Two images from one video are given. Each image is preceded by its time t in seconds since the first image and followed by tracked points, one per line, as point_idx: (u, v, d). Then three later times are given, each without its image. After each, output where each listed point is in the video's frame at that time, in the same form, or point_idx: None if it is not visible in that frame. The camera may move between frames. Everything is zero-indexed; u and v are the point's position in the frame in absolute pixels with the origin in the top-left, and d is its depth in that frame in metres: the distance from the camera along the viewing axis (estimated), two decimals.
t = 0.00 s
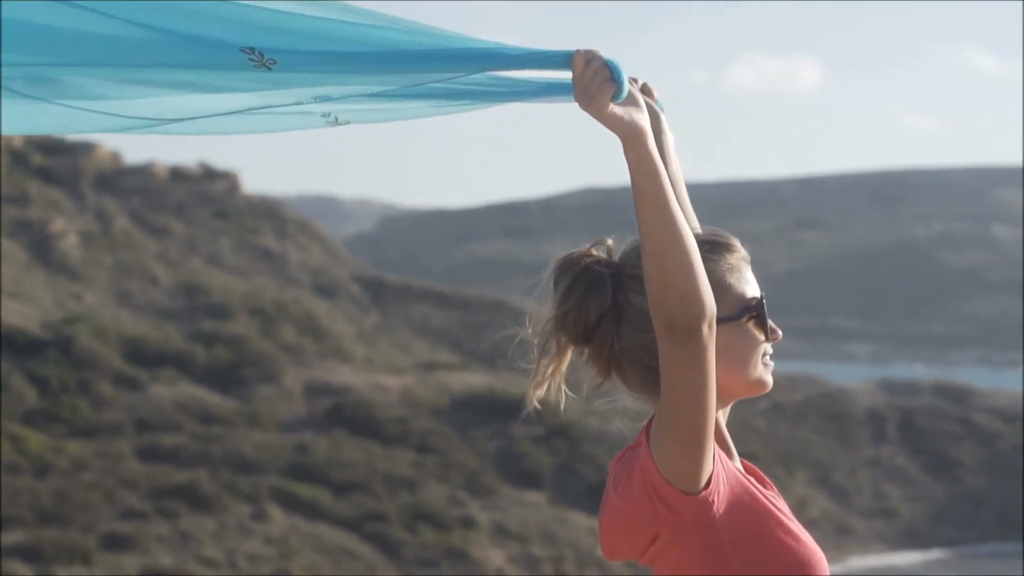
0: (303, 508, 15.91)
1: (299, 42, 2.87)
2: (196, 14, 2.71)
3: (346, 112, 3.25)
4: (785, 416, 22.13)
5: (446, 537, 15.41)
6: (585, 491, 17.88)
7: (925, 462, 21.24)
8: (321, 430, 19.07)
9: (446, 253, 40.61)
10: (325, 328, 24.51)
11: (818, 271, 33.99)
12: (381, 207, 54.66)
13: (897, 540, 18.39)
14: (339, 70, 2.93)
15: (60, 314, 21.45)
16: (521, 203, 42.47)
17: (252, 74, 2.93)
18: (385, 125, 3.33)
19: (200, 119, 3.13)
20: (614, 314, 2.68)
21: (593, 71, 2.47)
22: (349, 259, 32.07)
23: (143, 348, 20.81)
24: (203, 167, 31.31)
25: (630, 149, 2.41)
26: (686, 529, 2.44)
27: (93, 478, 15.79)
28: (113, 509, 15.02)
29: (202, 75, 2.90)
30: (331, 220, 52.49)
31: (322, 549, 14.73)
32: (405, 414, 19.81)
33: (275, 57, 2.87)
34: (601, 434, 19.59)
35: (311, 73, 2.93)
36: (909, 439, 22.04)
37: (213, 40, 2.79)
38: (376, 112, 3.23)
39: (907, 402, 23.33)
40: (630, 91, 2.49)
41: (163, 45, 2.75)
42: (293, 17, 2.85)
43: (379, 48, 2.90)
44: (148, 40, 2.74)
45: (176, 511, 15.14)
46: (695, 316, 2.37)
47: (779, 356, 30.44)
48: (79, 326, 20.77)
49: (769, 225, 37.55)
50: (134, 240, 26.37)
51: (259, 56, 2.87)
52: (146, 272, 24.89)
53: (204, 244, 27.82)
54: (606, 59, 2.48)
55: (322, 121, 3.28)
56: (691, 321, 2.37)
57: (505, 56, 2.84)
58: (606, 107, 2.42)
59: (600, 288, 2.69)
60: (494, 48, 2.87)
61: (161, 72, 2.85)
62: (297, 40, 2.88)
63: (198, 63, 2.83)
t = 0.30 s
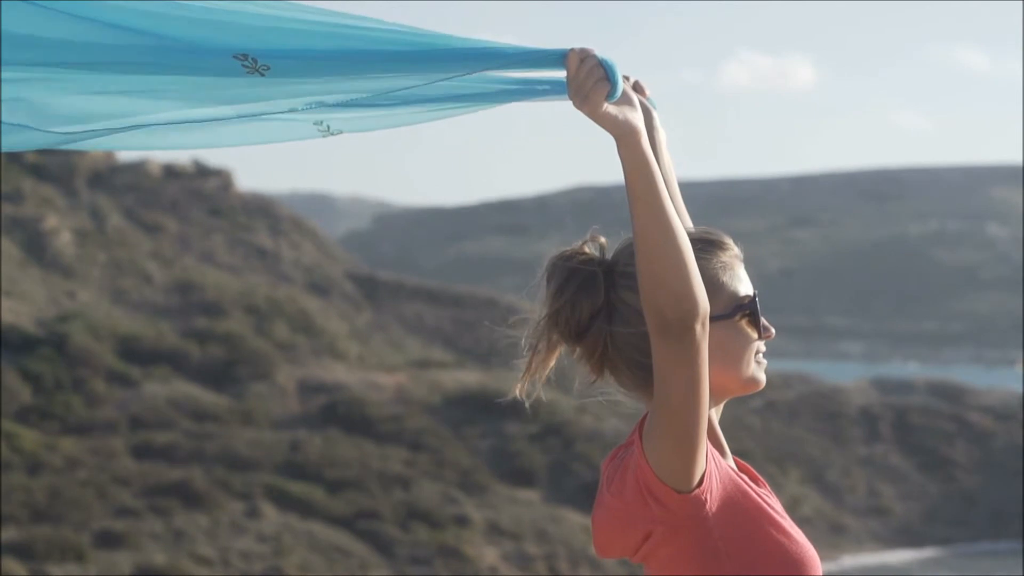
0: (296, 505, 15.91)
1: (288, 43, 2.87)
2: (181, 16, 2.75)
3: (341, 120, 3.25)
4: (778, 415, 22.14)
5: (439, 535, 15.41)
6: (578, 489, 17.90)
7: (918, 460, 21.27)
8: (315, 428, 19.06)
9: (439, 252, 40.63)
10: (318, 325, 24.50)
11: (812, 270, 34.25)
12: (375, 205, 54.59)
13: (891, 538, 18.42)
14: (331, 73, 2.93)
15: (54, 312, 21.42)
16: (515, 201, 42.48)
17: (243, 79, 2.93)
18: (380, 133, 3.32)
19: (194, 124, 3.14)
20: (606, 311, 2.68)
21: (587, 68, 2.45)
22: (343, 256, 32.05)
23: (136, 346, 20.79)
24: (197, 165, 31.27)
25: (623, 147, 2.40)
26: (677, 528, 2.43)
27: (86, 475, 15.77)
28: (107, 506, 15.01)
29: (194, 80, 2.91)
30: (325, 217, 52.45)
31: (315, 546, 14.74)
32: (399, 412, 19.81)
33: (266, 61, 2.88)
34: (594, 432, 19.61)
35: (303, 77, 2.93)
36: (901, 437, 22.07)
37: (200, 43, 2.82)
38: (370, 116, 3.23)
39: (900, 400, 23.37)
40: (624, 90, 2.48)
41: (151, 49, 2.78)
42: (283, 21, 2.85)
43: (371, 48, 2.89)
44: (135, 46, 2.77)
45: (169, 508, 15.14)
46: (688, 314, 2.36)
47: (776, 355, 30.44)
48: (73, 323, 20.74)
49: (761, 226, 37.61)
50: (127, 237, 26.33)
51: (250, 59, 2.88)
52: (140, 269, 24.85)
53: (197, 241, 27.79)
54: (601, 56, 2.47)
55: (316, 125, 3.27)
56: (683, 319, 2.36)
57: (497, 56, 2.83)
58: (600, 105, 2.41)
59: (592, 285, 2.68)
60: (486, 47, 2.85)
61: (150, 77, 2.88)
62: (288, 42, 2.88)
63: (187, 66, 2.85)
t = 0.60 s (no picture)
0: (290, 500, 15.92)
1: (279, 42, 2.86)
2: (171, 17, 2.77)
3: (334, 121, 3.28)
4: (772, 411, 22.17)
5: (432, 531, 15.43)
6: (572, 485, 17.92)
7: (911, 457, 21.30)
8: (308, 423, 19.06)
9: (434, 247, 40.60)
10: (312, 321, 24.49)
11: (807, 266, 34.30)
12: (369, 201, 54.51)
13: (884, 534, 18.47)
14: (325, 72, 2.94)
15: (48, 307, 21.39)
16: (510, 197, 42.45)
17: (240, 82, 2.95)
18: (379, 135, 3.34)
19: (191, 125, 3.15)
20: (600, 307, 2.68)
21: (584, 66, 2.47)
22: (337, 252, 32.01)
23: (130, 341, 20.78)
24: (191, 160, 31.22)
25: (619, 145, 2.41)
26: (671, 523, 2.43)
27: (79, 470, 15.76)
28: (100, 501, 15.01)
29: (188, 86, 2.94)
30: (320, 213, 52.38)
31: (309, 541, 14.75)
32: (393, 408, 19.82)
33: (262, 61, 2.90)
34: (588, 429, 19.65)
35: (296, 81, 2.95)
36: (894, 434, 22.10)
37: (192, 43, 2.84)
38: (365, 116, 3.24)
39: (893, 398, 23.42)
40: (619, 87, 2.49)
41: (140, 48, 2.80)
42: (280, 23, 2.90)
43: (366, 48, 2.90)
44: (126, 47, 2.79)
45: (162, 503, 15.14)
46: (682, 311, 2.36)
47: (770, 352, 30.27)
48: (67, 318, 20.72)
49: (754, 224, 37.65)
50: (121, 232, 26.28)
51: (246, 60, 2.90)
52: (134, 265, 24.82)
53: (191, 236, 27.73)
54: (597, 54, 2.49)
55: (310, 127, 3.26)
56: (677, 315, 2.36)
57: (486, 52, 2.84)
58: (596, 102, 2.42)
59: (586, 281, 2.69)
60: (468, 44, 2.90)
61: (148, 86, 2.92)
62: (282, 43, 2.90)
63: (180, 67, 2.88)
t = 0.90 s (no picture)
0: (285, 499, 15.91)
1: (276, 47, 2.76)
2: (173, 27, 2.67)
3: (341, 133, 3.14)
4: (767, 410, 22.18)
5: (428, 530, 15.43)
6: (567, 484, 17.92)
7: (907, 455, 21.31)
8: (303, 421, 19.04)
9: (429, 245, 40.62)
10: (307, 319, 24.48)
11: (802, 266, 34.36)
12: (365, 200, 54.51)
13: (880, 532, 18.49)
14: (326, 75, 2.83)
15: (43, 305, 21.35)
16: (505, 195, 42.47)
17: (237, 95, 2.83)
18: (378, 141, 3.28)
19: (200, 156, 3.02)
20: (594, 304, 2.68)
21: (580, 64, 2.45)
22: (332, 249, 32.01)
23: (125, 339, 20.76)
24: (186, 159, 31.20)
25: (615, 144, 2.38)
26: (665, 520, 2.41)
27: (74, 469, 15.74)
28: (95, 500, 14.99)
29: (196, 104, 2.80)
30: (314, 211, 52.38)
31: (304, 539, 14.74)
32: (388, 406, 19.81)
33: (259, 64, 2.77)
34: (583, 428, 19.69)
35: (297, 83, 2.82)
36: (889, 432, 22.12)
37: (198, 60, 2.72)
38: (375, 126, 3.10)
39: (889, 396, 23.44)
40: (615, 84, 2.47)
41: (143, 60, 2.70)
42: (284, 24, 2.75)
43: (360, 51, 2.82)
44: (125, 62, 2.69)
45: (157, 502, 15.12)
46: (678, 308, 2.35)
47: (764, 350, 30.28)
48: (62, 316, 20.69)
49: (749, 222, 37.74)
50: (117, 230, 26.25)
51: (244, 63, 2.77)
52: (129, 262, 24.78)
53: (187, 234, 27.70)
54: (593, 52, 2.46)
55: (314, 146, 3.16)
56: (673, 313, 2.34)
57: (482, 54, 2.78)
58: (593, 101, 2.39)
59: (580, 277, 2.68)
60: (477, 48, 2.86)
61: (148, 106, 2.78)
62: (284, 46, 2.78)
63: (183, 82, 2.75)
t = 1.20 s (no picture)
0: (279, 498, 15.91)
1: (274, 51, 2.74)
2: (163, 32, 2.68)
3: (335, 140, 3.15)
4: (761, 408, 22.19)
5: (422, 528, 15.45)
6: (561, 482, 17.95)
7: (900, 453, 21.34)
8: (297, 420, 19.04)
9: (424, 244, 40.61)
10: (301, 318, 24.47)
11: (794, 266, 34.42)
12: (359, 198, 54.44)
13: (873, 530, 18.53)
14: (319, 79, 2.81)
15: (37, 303, 21.33)
16: (500, 194, 42.46)
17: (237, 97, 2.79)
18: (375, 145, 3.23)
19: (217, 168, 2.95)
20: (588, 301, 2.68)
21: (576, 64, 2.44)
22: (325, 248, 31.99)
23: (119, 337, 20.74)
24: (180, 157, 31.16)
25: (611, 142, 2.37)
26: (660, 519, 2.40)
27: (68, 467, 15.72)
28: (89, 498, 14.98)
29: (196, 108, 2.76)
30: (308, 210, 52.31)
31: (297, 537, 14.75)
32: (382, 404, 19.81)
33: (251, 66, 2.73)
34: (577, 425, 19.74)
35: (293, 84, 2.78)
36: (883, 431, 22.13)
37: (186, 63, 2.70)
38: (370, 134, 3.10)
39: (882, 395, 23.47)
40: (612, 84, 2.46)
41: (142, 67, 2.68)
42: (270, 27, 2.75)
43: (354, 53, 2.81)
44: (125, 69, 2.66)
45: (151, 500, 15.13)
46: (673, 306, 2.33)
47: (758, 349, 30.29)
48: (56, 315, 20.67)
49: (744, 221, 37.75)
50: (110, 229, 26.23)
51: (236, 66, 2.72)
52: (123, 261, 24.74)
53: (180, 233, 27.67)
54: (590, 53, 2.45)
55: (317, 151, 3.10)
56: (669, 310, 2.33)
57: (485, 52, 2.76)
58: (589, 101, 2.38)
59: (574, 275, 2.68)
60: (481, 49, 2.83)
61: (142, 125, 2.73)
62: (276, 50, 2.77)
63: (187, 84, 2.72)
